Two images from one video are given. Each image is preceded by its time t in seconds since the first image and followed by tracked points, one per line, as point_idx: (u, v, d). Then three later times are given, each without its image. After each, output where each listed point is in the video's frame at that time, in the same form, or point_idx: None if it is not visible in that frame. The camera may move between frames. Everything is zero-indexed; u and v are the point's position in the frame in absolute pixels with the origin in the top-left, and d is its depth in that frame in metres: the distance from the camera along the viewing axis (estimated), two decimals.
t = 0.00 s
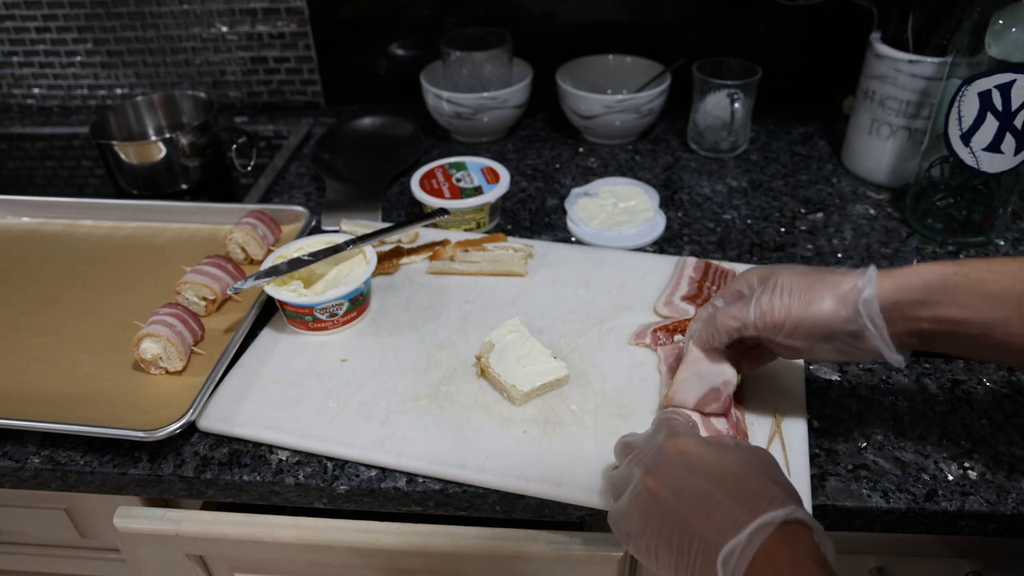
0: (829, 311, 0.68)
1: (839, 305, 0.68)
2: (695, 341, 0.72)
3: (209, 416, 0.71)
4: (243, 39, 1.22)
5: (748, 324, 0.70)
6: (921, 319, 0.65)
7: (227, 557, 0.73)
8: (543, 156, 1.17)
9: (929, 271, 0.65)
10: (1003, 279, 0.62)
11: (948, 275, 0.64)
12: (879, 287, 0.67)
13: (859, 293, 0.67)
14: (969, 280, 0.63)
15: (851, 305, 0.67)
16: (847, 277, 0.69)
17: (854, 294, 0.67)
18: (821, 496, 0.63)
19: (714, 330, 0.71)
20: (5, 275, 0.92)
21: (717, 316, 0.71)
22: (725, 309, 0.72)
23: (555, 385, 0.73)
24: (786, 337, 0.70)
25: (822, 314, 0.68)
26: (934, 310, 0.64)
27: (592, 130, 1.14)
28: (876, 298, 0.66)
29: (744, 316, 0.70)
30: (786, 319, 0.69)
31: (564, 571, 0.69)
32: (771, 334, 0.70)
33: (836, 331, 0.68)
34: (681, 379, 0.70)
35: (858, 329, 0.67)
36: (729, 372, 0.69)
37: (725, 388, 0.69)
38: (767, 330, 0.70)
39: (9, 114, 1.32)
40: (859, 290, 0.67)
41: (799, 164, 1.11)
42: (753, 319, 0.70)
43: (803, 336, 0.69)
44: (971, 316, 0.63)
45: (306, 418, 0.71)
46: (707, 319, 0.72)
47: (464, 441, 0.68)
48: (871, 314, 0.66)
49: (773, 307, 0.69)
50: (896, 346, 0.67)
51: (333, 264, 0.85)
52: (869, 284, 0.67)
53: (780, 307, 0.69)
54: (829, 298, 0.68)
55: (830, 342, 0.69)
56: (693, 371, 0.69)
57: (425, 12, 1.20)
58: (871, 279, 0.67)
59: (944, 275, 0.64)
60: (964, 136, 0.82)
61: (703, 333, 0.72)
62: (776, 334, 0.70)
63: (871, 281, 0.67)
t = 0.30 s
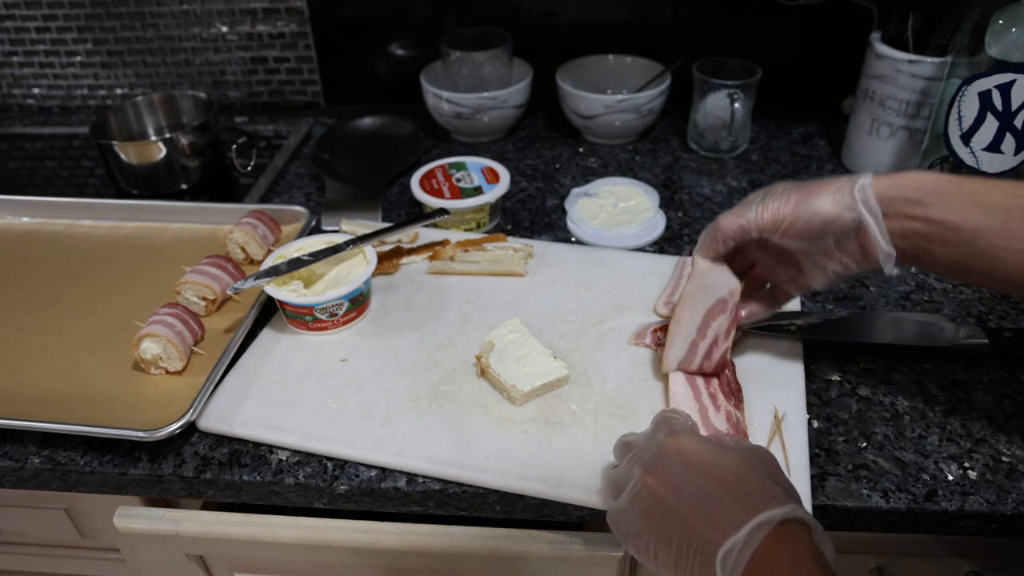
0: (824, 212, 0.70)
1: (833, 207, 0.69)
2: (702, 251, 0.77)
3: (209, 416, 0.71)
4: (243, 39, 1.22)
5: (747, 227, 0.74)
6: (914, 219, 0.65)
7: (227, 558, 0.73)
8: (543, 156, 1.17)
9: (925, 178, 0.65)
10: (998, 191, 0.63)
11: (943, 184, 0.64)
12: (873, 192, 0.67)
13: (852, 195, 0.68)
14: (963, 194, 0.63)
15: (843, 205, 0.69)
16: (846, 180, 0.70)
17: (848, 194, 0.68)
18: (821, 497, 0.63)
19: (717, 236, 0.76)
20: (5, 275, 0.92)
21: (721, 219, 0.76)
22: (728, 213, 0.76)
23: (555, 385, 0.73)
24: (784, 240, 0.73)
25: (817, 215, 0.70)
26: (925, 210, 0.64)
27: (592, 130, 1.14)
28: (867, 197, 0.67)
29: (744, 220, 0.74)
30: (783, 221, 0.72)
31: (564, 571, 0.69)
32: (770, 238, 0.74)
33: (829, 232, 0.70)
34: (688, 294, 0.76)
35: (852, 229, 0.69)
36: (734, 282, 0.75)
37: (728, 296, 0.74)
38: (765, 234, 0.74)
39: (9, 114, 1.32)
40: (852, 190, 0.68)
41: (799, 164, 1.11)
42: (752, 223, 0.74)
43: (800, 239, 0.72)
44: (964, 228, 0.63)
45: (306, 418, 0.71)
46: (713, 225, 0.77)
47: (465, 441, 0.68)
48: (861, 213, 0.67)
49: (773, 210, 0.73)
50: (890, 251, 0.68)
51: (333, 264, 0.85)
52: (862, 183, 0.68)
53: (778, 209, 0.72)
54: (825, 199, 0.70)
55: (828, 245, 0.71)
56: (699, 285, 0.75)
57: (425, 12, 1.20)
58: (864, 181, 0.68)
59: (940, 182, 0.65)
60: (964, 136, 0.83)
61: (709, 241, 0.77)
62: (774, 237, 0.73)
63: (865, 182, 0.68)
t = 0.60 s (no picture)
0: (822, 87, 0.73)
1: (831, 86, 0.73)
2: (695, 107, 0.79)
3: (209, 416, 0.71)
4: (243, 39, 1.22)
5: (743, 89, 0.77)
6: (903, 110, 0.70)
7: (226, 558, 0.73)
8: (543, 156, 1.17)
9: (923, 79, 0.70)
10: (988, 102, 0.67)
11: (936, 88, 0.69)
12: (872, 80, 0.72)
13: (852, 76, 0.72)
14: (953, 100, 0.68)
15: (842, 83, 0.73)
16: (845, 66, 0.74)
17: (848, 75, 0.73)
18: (821, 496, 0.63)
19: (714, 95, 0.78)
20: (6, 274, 0.92)
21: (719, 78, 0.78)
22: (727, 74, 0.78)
23: (555, 385, 0.73)
24: (774, 109, 0.76)
25: (813, 89, 0.74)
26: (914, 103, 0.69)
27: (592, 130, 1.14)
28: (866, 81, 0.72)
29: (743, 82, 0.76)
30: (780, 89, 0.75)
31: (564, 571, 0.69)
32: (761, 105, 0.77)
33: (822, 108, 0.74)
34: (670, 146, 0.74)
35: (843, 110, 0.73)
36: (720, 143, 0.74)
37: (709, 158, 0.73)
38: (759, 100, 0.77)
39: (9, 114, 1.32)
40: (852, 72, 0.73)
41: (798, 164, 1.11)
42: (749, 86, 0.76)
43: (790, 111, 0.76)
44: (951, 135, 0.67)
45: (306, 418, 0.71)
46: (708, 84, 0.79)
47: (465, 441, 0.68)
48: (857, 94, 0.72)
49: (772, 76, 0.76)
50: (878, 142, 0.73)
51: (333, 264, 0.85)
52: (863, 66, 0.72)
53: (777, 77, 0.76)
54: (824, 76, 0.74)
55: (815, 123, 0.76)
56: (682, 138, 0.74)
57: (425, 12, 1.20)
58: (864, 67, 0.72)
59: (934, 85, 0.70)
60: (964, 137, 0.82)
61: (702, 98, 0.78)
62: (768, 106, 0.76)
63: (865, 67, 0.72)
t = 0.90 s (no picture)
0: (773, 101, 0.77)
1: (779, 101, 0.76)
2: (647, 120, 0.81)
3: (209, 416, 0.71)
4: (243, 39, 1.22)
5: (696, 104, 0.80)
6: (846, 126, 0.73)
7: (227, 558, 0.73)
8: (543, 156, 1.17)
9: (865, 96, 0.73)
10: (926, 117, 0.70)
11: (879, 105, 0.72)
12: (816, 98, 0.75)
13: (799, 92, 0.75)
14: (889, 118, 0.71)
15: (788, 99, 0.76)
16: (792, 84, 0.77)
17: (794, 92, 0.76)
18: (821, 496, 0.63)
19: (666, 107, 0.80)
20: (6, 274, 0.92)
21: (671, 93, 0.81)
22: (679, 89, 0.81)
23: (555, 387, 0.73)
24: (723, 123, 0.80)
25: (762, 104, 0.77)
26: (855, 119, 0.72)
27: (592, 130, 1.14)
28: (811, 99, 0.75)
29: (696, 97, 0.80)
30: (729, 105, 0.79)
31: (564, 571, 0.69)
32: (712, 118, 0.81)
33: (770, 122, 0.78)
34: (621, 160, 0.79)
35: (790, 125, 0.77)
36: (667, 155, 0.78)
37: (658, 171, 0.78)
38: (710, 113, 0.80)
39: (9, 114, 1.32)
40: (798, 89, 0.76)
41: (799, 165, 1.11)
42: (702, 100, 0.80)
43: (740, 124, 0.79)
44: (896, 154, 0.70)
45: (306, 419, 0.71)
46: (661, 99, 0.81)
47: (465, 441, 0.68)
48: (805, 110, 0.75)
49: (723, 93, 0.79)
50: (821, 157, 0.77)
51: (333, 264, 0.85)
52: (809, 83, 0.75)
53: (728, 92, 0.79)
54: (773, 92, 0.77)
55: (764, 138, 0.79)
56: (634, 153, 0.78)
57: (425, 12, 1.20)
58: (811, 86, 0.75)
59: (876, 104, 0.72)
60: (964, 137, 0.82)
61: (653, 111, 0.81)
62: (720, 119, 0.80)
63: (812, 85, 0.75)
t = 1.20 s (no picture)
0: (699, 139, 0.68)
1: (707, 137, 0.68)
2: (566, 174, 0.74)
3: (209, 416, 0.71)
4: (243, 39, 1.22)
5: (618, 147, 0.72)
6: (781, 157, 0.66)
7: (227, 558, 0.73)
8: (543, 156, 1.17)
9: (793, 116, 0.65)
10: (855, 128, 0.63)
11: (806, 126, 0.65)
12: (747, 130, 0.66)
13: (728, 123, 0.67)
14: (817, 132, 0.64)
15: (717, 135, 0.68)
16: (717, 110, 0.69)
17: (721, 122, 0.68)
18: (822, 496, 0.63)
19: (590, 148, 0.72)
20: (6, 274, 0.92)
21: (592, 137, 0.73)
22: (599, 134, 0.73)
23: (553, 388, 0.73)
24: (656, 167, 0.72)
25: (689, 143, 0.69)
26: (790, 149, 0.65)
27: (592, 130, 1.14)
28: (742, 132, 0.66)
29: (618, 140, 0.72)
30: (655, 147, 0.71)
31: (563, 571, 0.69)
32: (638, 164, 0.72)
33: (701, 164, 0.69)
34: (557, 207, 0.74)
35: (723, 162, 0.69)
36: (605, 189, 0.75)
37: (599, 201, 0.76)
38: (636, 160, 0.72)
39: (9, 114, 1.32)
40: (725, 121, 0.68)
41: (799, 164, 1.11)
42: (624, 145, 0.72)
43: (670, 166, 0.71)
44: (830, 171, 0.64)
45: (306, 419, 0.71)
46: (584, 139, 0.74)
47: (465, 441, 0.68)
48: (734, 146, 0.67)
49: (646, 134, 0.71)
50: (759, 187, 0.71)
51: (332, 264, 0.85)
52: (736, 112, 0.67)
53: (650, 132, 0.71)
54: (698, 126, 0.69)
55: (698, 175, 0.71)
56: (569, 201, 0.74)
57: (426, 12, 1.20)
58: (742, 114, 0.67)
59: (805, 124, 0.65)
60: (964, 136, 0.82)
61: (575, 157, 0.73)
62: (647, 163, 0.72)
63: (741, 115, 0.67)
